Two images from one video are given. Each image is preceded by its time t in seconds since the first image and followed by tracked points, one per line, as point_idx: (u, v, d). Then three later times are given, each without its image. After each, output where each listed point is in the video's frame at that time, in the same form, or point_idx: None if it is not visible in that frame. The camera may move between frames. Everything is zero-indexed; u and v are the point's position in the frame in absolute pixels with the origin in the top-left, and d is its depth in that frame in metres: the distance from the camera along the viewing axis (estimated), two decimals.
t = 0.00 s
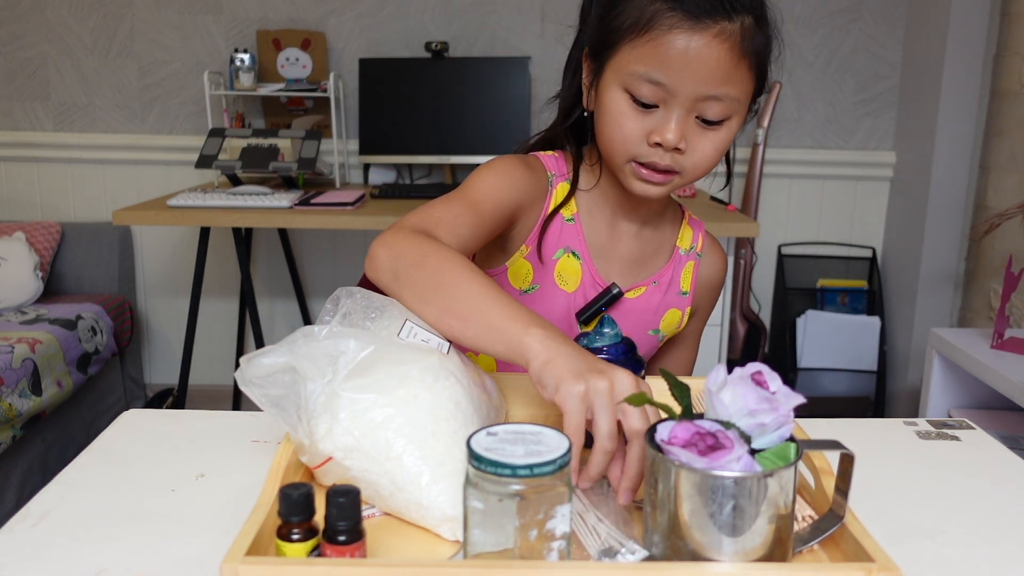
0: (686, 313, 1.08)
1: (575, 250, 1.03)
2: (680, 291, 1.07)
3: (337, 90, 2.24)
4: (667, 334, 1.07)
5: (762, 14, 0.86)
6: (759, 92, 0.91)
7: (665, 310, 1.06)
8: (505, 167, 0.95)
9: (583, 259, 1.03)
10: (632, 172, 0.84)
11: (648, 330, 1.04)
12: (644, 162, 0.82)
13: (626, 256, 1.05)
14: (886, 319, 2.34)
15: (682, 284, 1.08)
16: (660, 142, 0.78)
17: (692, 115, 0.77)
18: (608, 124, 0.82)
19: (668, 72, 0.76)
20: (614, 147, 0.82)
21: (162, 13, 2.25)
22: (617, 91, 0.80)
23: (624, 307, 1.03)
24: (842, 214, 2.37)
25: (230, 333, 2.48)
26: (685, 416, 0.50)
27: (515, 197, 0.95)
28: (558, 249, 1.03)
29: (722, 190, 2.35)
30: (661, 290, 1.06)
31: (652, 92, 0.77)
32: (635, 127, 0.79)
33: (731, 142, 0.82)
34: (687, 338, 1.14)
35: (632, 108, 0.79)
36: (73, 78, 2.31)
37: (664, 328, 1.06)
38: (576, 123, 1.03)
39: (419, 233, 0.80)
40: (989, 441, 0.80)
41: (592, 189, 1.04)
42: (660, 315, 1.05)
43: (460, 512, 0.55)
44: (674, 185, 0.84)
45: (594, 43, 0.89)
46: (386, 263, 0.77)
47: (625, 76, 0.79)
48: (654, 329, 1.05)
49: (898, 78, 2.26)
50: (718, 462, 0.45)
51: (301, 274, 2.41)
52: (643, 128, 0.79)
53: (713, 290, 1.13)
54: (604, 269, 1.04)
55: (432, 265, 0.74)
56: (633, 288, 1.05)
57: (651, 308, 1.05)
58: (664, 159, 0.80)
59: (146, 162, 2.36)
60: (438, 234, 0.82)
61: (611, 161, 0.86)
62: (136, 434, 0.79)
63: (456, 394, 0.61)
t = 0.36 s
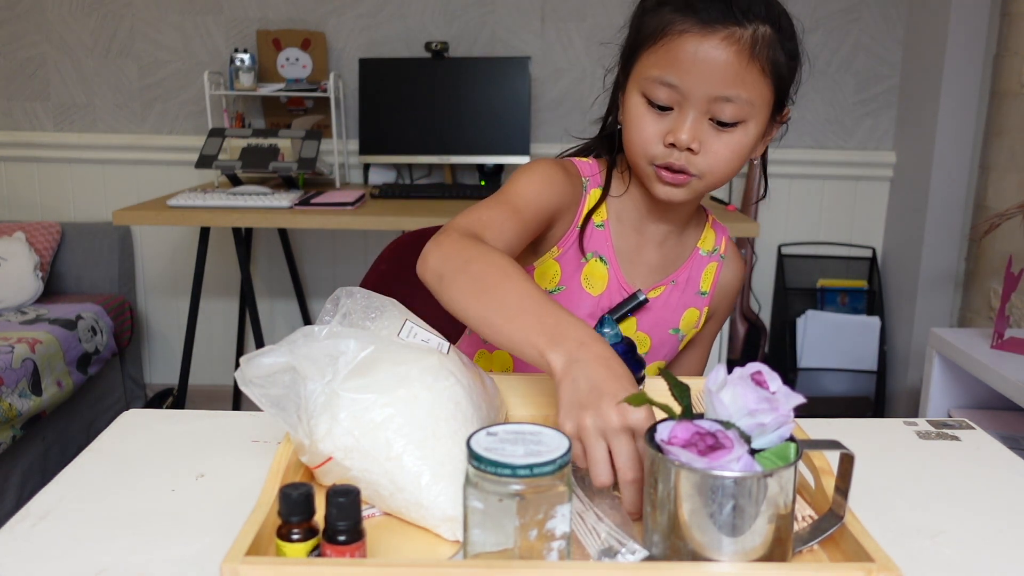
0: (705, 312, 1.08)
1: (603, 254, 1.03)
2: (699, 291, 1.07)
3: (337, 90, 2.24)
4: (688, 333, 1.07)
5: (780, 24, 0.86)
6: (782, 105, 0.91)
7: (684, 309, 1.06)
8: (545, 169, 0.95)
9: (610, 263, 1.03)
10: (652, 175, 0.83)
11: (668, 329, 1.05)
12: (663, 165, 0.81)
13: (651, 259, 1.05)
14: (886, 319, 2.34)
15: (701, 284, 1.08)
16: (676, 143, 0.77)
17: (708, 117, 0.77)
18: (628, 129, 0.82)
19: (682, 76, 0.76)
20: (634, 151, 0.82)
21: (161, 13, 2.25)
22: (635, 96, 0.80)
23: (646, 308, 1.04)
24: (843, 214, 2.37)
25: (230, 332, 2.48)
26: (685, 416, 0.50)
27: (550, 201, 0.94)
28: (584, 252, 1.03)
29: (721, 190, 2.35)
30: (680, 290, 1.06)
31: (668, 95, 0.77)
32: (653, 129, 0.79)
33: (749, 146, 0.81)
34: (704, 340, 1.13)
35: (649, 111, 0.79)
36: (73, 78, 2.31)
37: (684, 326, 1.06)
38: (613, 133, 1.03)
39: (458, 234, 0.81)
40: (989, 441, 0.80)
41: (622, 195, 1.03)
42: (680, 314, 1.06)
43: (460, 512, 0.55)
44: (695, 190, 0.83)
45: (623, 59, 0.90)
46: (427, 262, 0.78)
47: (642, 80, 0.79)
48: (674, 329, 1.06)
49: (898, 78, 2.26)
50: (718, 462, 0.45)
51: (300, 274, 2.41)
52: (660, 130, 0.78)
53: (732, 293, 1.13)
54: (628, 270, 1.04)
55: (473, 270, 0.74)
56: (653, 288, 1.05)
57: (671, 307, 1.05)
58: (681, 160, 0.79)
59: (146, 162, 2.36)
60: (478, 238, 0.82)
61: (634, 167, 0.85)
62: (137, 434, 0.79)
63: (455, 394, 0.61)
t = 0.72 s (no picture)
0: (708, 294, 1.08)
1: (609, 236, 1.03)
2: (701, 273, 1.08)
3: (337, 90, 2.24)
4: (692, 315, 1.07)
5: (769, 8, 0.89)
6: (773, 87, 0.93)
7: (686, 290, 1.07)
8: (553, 150, 0.94)
9: (615, 245, 1.03)
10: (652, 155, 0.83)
11: (672, 310, 1.06)
12: (664, 143, 0.82)
13: (653, 241, 1.05)
14: (886, 319, 2.34)
15: (703, 266, 1.08)
16: (675, 116, 0.78)
17: (706, 92, 0.79)
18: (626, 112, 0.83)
19: (679, 53, 0.78)
20: (634, 133, 0.83)
21: (162, 13, 2.25)
22: (633, 78, 0.82)
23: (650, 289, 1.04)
24: (842, 214, 2.38)
25: (230, 333, 2.48)
26: (684, 416, 0.50)
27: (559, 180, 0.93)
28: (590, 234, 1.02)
29: (722, 190, 2.35)
30: (682, 271, 1.06)
31: (667, 72, 0.78)
32: (653, 107, 0.80)
33: (747, 123, 0.83)
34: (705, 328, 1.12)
35: (648, 90, 0.80)
36: (73, 78, 2.31)
37: (688, 308, 1.07)
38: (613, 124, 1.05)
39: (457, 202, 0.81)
40: (989, 441, 0.80)
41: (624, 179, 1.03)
42: (683, 294, 1.06)
43: (460, 512, 0.55)
44: (696, 169, 0.83)
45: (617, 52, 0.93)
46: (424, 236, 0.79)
47: (639, 61, 0.81)
48: (678, 309, 1.06)
49: (898, 78, 2.26)
50: (718, 462, 0.45)
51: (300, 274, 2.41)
52: (659, 108, 0.80)
53: (732, 282, 1.12)
54: (633, 251, 1.04)
55: (468, 220, 0.73)
56: (657, 270, 1.05)
57: (674, 288, 1.06)
58: (682, 136, 0.80)
59: (146, 162, 2.36)
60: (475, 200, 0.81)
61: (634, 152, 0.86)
62: (136, 434, 0.79)
63: (455, 394, 0.61)
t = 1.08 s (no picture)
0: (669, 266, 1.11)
1: (558, 211, 1.06)
2: (658, 246, 1.11)
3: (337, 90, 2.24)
4: (655, 287, 1.09)
5: None
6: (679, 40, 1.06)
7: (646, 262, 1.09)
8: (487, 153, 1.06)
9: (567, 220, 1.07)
10: (585, 122, 0.96)
11: (633, 282, 1.08)
12: (591, 106, 0.95)
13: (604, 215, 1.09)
14: (886, 319, 2.34)
15: (659, 240, 1.11)
16: (594, 79, 0.92)
17: (615, 51, 0.93)
18: (553, 90, 0.96)
19: (582, 24, 0.93)
20: (562, 109, 0.95)
21: (162, 12, 2.25)
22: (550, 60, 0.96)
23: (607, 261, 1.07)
24: (842, 215, 2.38)
25: (230, 333, 2.48)
26: (685, 417, 0.50)
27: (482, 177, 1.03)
28: (539, 210, 1.06)
29: (722, 190, 2.35)
30: (639, 245, 1.10)
31: (576, 44, 0.93)
32: (573, 77, 0.93)
33: (661, 74, 0.97)
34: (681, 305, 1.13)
35: (563, 66, 0.94)
36: (73, 78, 2.31)
37: (649, 280, 1.09)
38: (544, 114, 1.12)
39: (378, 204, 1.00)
40: (989, 440, 0.80)
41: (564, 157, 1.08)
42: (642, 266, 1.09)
43: (460, 512, 0.55)
44: (627, 124, 0.96)
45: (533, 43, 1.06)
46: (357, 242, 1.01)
47: (551, 43, 0.95)
48: (639, 281, 1.08)
49: (898, 78, 2.26)
50: (718, 462, 0.45)
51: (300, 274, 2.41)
52: (578, 76, 0.93)
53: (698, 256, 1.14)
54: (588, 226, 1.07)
55: (378, 200, 0.92)
56: (614, 243, 1.09)
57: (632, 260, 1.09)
58: (605, 96, 0.93)
59: (146, 162, 2.36)
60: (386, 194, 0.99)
61: (567, 128, 0.98)
62: (136, 434, 0.79)
63: (455, 394, 0.61)
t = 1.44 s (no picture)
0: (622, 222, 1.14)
1: (507, 203, 1.11)
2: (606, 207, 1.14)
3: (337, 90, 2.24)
4: (613, 246, 1.13)
5: None
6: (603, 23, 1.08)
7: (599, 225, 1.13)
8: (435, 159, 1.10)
9: (516, 208, 1.11)
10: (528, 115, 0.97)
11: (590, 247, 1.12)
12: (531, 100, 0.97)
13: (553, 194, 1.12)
14: (886, 319, 2.34)
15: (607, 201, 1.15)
16: (530, 71, 0.94)
17: (543, 41, 0.95)
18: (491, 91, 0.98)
19: (506, 22, 0.96)
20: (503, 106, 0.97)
21: (161, 12, 2.24)
22: (482, 62, 0.98)
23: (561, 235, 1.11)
24: (842, 215, 2.38)
25: (230, 333, 2.48)
26: (685, 417, 0.50)
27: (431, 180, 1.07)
28: (488, 206, 1.10)
29: (722, 190, 2.35)
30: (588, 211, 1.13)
31: (505, 43, 0.96)
32: (507, 74, 0.96)
33: (592, 56, 0.99)
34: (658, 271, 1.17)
35: (497, 67, 0.96)
36: (74, 78, 2.31)
37: (606, 241, 1.13)
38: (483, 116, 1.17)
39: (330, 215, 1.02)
40: (988, 440, 0.80)
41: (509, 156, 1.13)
42: (596, 230, 1.12)
43: (460, 512, 0.55)
44: (569, 110, 0.98)
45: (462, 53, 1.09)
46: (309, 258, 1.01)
47: (481, 46, 0.98)
48: (596, 245, 1.12)
49: (898, 78, 2.26)
50: (718, 462, 0.45)
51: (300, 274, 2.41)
52: (512, 72, 0.95)
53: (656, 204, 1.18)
54: (538, 208, 1.11)
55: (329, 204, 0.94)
56: (564, 217, 1.12)
57: (584, 227, 1.12)
58: (543, 86, 0.95)
59: (146, 162, 2.36)
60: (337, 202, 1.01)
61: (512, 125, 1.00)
62: (136, 434, 0.79)
63: (455, 394, 0.61)
